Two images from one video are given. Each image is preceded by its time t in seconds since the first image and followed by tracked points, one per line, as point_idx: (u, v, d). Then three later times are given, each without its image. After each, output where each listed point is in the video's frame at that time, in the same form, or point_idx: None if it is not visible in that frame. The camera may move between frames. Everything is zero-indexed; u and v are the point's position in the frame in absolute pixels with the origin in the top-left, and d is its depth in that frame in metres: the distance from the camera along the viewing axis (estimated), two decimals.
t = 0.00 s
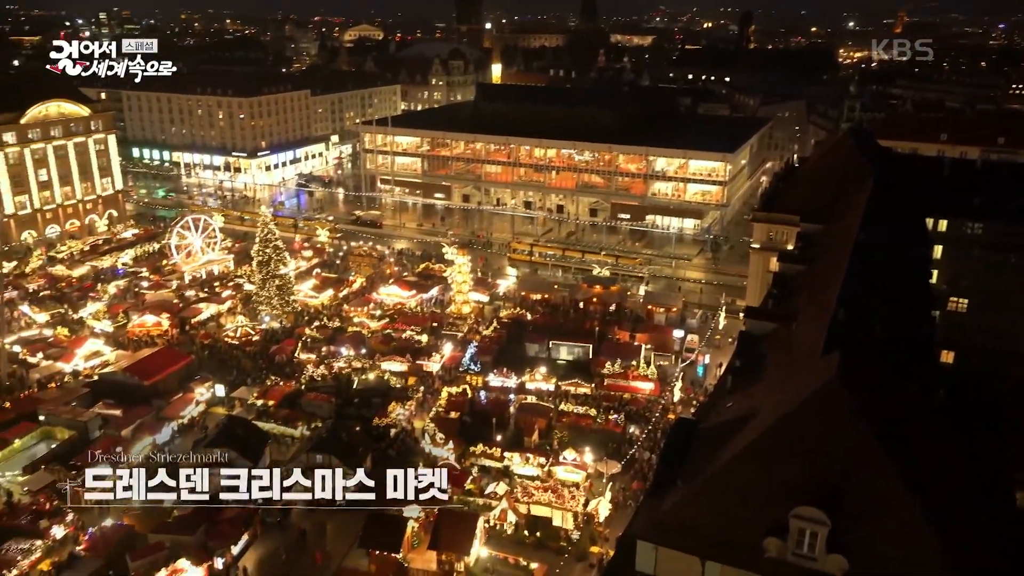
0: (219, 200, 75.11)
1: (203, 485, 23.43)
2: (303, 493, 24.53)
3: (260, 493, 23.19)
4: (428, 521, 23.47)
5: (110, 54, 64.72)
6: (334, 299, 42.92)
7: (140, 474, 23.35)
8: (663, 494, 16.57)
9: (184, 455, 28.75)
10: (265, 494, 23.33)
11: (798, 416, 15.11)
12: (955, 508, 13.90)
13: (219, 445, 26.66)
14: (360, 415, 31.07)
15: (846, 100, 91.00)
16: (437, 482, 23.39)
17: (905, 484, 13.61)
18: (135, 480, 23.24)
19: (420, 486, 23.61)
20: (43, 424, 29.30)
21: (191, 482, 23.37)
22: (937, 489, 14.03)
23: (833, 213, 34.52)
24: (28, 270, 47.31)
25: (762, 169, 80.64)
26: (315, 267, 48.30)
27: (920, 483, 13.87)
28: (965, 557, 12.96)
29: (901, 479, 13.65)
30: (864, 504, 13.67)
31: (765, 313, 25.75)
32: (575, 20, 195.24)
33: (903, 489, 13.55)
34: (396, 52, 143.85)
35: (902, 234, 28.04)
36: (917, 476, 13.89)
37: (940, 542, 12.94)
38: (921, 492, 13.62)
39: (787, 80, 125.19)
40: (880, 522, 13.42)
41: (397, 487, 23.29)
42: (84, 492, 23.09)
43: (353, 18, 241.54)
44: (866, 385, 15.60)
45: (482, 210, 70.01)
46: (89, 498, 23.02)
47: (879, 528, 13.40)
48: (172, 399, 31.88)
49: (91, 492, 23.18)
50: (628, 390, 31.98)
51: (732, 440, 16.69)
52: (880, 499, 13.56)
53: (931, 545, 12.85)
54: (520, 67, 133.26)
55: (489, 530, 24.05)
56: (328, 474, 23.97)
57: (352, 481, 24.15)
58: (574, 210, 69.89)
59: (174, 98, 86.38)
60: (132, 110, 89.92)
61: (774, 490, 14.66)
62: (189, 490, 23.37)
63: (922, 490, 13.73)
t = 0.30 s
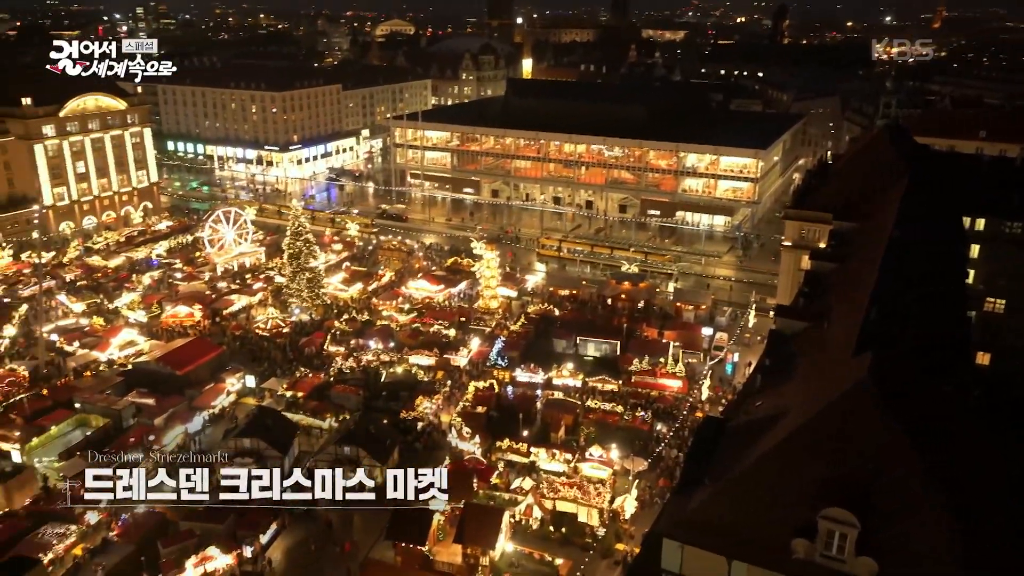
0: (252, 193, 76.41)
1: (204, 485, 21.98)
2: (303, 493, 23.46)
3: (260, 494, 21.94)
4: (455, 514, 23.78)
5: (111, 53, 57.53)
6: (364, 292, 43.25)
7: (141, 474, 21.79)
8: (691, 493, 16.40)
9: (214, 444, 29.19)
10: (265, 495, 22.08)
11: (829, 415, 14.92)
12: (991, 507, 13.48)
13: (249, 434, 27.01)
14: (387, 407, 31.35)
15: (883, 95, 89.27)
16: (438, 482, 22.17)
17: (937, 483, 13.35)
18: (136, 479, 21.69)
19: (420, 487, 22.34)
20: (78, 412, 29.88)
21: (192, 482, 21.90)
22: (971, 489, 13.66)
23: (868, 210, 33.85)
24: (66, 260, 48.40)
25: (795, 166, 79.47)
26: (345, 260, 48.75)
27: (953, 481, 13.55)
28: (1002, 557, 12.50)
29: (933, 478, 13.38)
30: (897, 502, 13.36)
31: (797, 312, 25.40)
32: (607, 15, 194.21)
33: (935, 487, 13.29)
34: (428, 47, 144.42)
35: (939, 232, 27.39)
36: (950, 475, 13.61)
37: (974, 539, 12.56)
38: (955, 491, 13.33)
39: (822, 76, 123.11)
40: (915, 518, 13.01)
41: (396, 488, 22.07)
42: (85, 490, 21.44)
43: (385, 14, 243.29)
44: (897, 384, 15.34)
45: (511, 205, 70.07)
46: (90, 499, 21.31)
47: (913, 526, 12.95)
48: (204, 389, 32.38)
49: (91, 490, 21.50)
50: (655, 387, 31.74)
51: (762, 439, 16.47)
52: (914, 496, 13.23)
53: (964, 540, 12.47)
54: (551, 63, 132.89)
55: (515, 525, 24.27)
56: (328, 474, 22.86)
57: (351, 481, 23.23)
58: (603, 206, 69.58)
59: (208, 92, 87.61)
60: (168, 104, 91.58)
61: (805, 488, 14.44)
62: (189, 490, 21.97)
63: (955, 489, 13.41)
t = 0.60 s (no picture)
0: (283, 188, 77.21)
1: (204, 484, 21.30)
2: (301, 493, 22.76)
3: (259, 494, 21.14)
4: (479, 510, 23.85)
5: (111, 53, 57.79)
6: (392, 288, 43.50)
7: (141, 473, 20.95)
8: (716, 496, 16.23)
9: (243, 436, 29.56)
10: (264, 495, 21.28)
11: (854, 417, 14.63)
12: (1017, 509, 13.40)
13: (277, 428, 27.29)
14: (414, 403, 31.60)
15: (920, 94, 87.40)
16: (438, 482, 21.78)
17: (959, 483, 13.29)
18: (136, 479, 20.85)
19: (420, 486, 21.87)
20: (111, 402, 30.53)
21: (192, 482, 21.27)
22: (996, 489, 13.64)
23: (902, 211, 33.16)
24: (102, 253, 49.42)
25: (828, 165, 78.28)
26: (374, 256, 49.06)
27: (977, 480, 13.51)
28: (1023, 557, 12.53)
29: (956, 478, 13.29)
30: (918, 500, 13.32)
31: (827, 313, 25.06)
32: (639, 12, 192.79)
33: (958, 487, 13.22)
34: (459, 44, 144.55)
35: (976, 234, 26.79)
36: (974, 475, 13.50)
37: (996, 541, 12.70)
38: (977, 491, 13.29)
39: (858, 74, 120.84)
40: (935, 518, 13.07)
41: (396, 488, 21.57)
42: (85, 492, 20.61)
43: (417, 11, 244.24)
44: (927, 385, 15.03)
45: (539, 203, 70.05)
46: (91, 498, 20.43)
47: (930, 525, 13.08)
48: (234, 382, 32.84)
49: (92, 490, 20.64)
50: (682, 387, 31.49)
51: (789, 442, 16.23)
52: (931, 497, 13.24)
53: (979, 539, 12.72)
54: (581, 60, 132.21)
55: (540, 522, 24.25)
56: (328, 473, 21.97)
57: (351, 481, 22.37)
58: (632, 205, 69.24)
59: (241, 88, 88.76)
60: (203, 100, 92.86)
61: (828, 491, 14.25)
62: (189, 490, 21.28)
63: (979, 489, 13.35)
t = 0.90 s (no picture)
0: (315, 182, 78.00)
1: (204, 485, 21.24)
2: (302, 492, 22.53)
3: (259, 495, 20.72)
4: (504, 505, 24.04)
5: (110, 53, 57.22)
6: (420, 283, 43.76)
7: (141, 473, 20.61)
8: (744, 495, 16.08)
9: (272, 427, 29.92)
10: (265, 496, 20.82)
11: (886, 417, 14.33)
12: None
13: (306, 419, 27.55)
14: (441, 397, 31.73)
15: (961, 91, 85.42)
16: (438, 482, 21.63)
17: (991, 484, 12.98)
18: (136, 479, 20.46)
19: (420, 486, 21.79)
20: (145, 391, 31.13)
21: (192, 482, 21.10)
22: None
23: (939, 210, 32.46)
24: (137, 244, 50.34)
25: (862, 163, 76.98)
26: (403, 250, 49.35)
27: (1010, 481, 13.19)
28: None
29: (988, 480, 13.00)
30: (950, 500, 13.07)
31: (860, 314, 24.63)
32: (671, 7, 191.18)
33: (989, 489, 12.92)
34: (490, 39, 144.61)
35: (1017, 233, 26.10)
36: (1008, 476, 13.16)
37: None
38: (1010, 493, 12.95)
39: (896, 70, 118.51)
40: (966, 518, 12.81)
41: (396, 488, 21.34)
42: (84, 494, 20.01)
43: (448, 6, 244.83)
44: (964, 385, 14.65)
45: (568, 198, 69.90)
46: (90, 499, 19.82)
47: (959, 526, 12.84)
48: (264, 373, 33.28)
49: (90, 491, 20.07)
50: (710, 385, 31.19)
51: (819, 442, 15.99)
52: (963, 498, 12.98)
53: (1004, 540, 12.40)
54: (612, 55, 131.45)
55: (565, 518, 24.25)
56: (328, 473, 21.81)
57: (351, 480, 22.21)
58: (662, 201, 68.71)
59: (274, 83, 89.74)
60: (236, 94, 94.06)
61: (857, 491, 14.06)
62: (189, 490, 21.15)
63: (1012, 491, 13.02)
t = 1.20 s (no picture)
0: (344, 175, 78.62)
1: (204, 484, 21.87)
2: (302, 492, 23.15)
3: (259, 495, 20.83)
4: (528, 499, 24.20)
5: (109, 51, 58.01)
6: (447, 276, 43.93)
7: (141, 473, 20.89)
8: (769, 494, 15.87)
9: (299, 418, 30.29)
10: (265, 495, 21.04)
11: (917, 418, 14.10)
12: None
13: (333, 410, 27.81)
14: (466, 390, 31.92)
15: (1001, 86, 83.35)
16: (438, 482, 22.15)
17: None
18: (136, 479, 20.71)
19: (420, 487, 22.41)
20: (175, 379, 31.73)
21: (192, 481, 21.75)
22: None
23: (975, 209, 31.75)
24: (170, 234, 51.21)
25: (896, 160, 75.62)
26: (430, 243, 49.52)
27: None
28: None
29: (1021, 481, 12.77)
30: (981, 501, 12.93)
31: (891, 312, 24.20)
32: (704, 1, 189.04)
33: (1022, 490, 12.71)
34: (520, 32, 144.26)
35: None
36: None
37: None
38: None
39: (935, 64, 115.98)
40: (996, 518, 12.76)
41: (397, 488, 21.93)
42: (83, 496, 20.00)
43: None
44: (996, 386, 14.41)
45: (596, 193, 69.69)
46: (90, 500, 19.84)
47: (989, 527, 12.72)
48: (292, 364, 33.68)
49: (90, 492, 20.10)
50: (737, 382, 30.97)
51: (848, 442, 15.75)
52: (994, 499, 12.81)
53: None
54: (642, 49, 130.42)
55: (588, 514, 24.31)
56: (327, 474, 22.40)
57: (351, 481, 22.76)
58: (691, 196, 68.16)
59: (305, 76, 90.48)
60: (268, 87, 95.04)
61: (886, 491, 13.85)
62: (190, 490, 21.77)
63: None
